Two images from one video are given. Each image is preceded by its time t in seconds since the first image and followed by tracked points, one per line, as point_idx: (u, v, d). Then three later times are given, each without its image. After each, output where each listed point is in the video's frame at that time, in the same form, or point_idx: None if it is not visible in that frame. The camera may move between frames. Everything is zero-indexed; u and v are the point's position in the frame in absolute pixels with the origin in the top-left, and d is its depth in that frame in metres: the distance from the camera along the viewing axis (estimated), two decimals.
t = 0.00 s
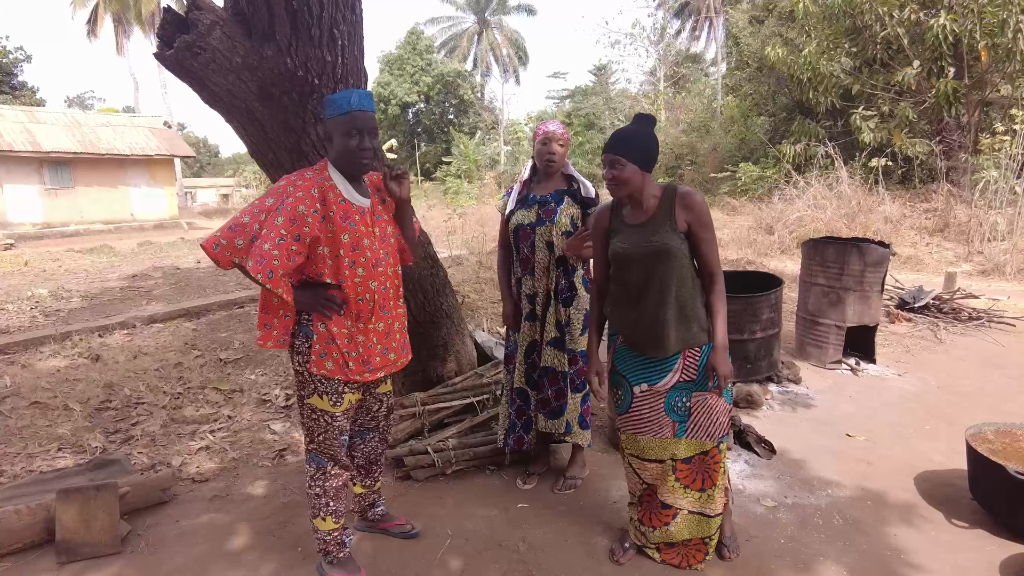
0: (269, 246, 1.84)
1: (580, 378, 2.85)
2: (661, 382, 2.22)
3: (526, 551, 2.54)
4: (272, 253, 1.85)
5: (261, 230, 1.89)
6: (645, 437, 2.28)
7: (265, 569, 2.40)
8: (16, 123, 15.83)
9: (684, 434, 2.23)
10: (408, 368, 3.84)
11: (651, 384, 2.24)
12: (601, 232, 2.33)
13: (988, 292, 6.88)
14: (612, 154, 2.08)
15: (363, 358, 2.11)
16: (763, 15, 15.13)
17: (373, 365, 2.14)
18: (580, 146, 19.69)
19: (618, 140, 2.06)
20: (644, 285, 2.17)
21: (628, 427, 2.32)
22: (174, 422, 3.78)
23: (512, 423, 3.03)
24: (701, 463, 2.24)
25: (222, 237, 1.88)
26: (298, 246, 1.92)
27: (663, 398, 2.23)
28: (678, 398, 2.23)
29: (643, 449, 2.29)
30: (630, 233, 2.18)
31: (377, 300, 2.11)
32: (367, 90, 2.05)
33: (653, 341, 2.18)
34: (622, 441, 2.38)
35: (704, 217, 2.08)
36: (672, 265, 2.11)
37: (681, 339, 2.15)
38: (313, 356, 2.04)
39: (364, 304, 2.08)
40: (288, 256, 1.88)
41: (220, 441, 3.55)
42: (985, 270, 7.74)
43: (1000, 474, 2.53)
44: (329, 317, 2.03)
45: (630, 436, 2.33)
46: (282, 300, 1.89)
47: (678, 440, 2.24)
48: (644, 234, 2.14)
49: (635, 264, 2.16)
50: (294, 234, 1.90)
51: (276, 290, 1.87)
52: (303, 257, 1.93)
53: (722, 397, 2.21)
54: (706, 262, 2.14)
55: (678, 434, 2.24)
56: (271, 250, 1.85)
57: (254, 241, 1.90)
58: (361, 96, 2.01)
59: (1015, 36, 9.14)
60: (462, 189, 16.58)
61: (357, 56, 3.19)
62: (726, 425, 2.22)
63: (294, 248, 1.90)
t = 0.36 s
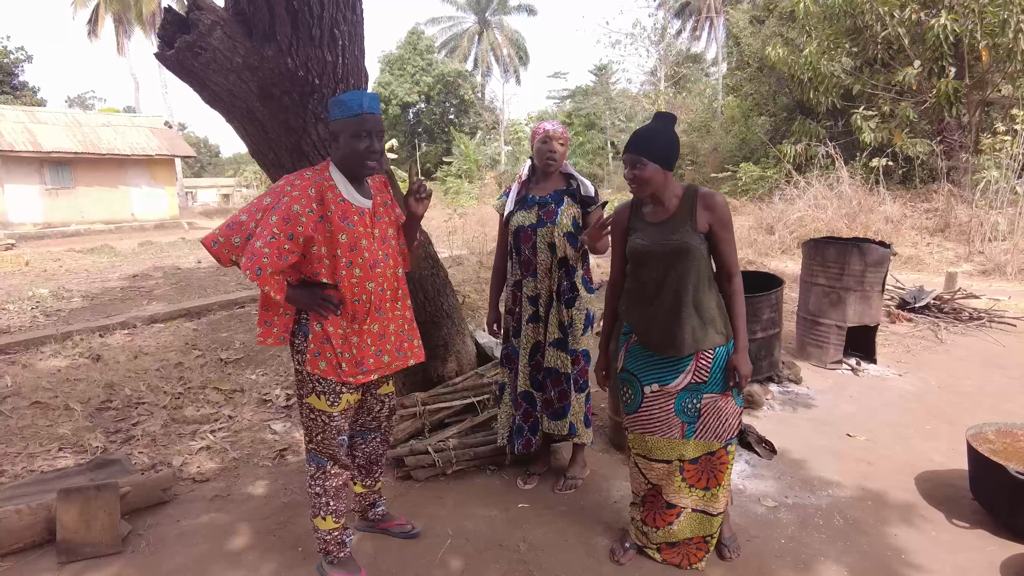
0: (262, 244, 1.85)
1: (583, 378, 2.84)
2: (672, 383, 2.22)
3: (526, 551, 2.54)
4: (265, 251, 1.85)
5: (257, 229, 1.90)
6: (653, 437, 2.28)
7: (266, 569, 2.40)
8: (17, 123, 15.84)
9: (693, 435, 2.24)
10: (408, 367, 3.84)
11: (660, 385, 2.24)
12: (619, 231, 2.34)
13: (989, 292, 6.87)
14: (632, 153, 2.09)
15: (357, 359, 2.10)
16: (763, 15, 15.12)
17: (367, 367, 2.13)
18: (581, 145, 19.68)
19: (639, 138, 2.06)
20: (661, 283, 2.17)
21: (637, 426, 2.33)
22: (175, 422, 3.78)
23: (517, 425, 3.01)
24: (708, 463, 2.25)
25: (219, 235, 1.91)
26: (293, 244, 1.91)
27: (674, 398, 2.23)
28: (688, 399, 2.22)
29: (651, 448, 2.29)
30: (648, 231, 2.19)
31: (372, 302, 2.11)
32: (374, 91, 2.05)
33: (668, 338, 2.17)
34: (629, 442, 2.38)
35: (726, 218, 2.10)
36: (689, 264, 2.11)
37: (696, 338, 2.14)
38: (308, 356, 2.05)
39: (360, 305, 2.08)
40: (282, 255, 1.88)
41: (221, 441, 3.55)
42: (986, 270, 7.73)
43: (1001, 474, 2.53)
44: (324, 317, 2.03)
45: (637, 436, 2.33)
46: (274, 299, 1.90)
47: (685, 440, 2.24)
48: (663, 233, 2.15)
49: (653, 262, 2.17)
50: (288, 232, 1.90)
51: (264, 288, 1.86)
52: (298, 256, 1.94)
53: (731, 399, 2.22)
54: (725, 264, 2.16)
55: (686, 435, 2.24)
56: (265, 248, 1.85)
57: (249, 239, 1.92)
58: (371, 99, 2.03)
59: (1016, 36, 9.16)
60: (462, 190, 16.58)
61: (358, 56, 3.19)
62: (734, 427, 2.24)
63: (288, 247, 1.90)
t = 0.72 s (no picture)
0: (268, 245, 1.85)
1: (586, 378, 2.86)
2: (685, 380, 2.21)
3: (527, 551, 2.53)
4: (271, 251, 1.85)
5: (261, 230, 1.91)
6: (663, 433, 2.28)
7: (266, 568, 2.40)
8: (18, 123, 15.85)
9: (704, 432, 2.22)
10: (408, 367, 3.84)
11: (673, 382, 2.23)
12: (638, 229, 2.36)
13: (990, 292, 6.87)
14: (659, 152, 2.12)
15: (367, 356, 2.10)
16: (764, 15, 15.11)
17: (376, 363, 2.13)
18: (581, 146, 19.66)
19: (665, 138, 2.10)
20: (679, 280, 2.19)
21: (647, 423, 2.32)
22: (176, 421, 3.79)
23: (524, 425, 2.99)
24: (717, 461, 2.24)
25: (223, 238, 1.91)
26: (298, 244, 1.91)
27: (687, 395, 2.22)
28: (700, 397, 2.21)
29: (660, 444, 2.29)
30: (669, 228, 2.21)
31: (379, 299, 2.11)
32: (371, 90, 2.06)
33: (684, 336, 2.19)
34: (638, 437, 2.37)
35: (744, 218, 2.11)
36: (709, 262, 2.14)
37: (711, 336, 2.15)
38: (316, 355, 2.05)
39: (366, 302, 2.08)
40: (288, 255, 1.88)
41: (222, 441, 3.55)
42: (987, 271, 7.73)
43: (1002, 474, 2.53)
44: (332, 316, 2.03)
45: (648, 432, 2.32)
46: (282, 299, 1.90)
47: (695, 438, 2.23)
48: (684, 230, 2.17)
49: (670, 259, 2.19)
50: (293, 232, 1.90)
51: (272, 288, 1.87)
52: (303, 256, 1.94)
53: (743, 399, 2.21)
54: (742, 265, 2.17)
55: (697, 432, 2.23)
56: (272, 249, 1.85)
57: (254, 241, 1.92)
58: (367, 97, 2.04)
59: (1016, 36, 9.17)
60: (463, 190, 16.57)
61: (358, 56, 3.19)
62: (745, 426, 2.23)
63: (293, 247, 1.90)
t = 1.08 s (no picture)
0: (271, 244, 1.85)
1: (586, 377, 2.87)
2: (703, 376, 2.22)
3: (528, 551, 2.53)
4: (274, 250, 1.85)
5: (265, 228, 1.90)
6: (677, 427, 2.28)
7: (267, 568, 2.40)
8: (18, 123, 15.86)
9: (716, 424, 2.25)
10: (408, 367, 3.84)
11: (690, 377, 2.23)
12: (652, 228, 2.36)
13: (991, 292, 6.86)
14: (681, 157, 2.11)
15: (368, 356, 2.10)
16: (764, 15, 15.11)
17: (377, 363, 2.12)
18: (582, 145, 19.66)
19: (687, 143, 2.09)
20: (692, 281, 2.20)
21: (662, 417, 2.31)
22: (176, 421, 3.79)
23: (524, 426, 2.98)
24: (727, 453, 2.28)
25: (227, 237, 1.92)
26: (301, 243, 1.92)
27: (704, 390, 2.23)
28: (716, 391, 2.23)
29: (673, 437, 2.30)
30: (684, 230, 2.22)
31: (380, 298, 2.11)
32: (376, 90, 2.07)
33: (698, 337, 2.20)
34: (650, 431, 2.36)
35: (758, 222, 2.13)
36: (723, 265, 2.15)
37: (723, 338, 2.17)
38: (317, 355, 2.05)
39: (368, 302, 2.08)
40: (291, 253, 1.89)
41: (222, 441, 3.55)
42: (988, 271, 7.73)
43: (1003, 474, 2.52)
44: (333, 317, 2.03)
45: (663, 427, 2.31)
46: (285, 297, 1.90)
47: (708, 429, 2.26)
48: (699, 234, 2.18)
49: (685, 263, 2.20)
50: (297, 231, 1.90)
51: (276, 286, 1.87)
52: (306, 255, 1.94)
53: (755, 392, 2.25)
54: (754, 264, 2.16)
55: (710, 424, 2.26)
56: (275, 247, 1.86)
57: (257, 240, 1.92)
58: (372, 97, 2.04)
59: (1017, 36, 9.18)
60: (463, 190, 16.56)
61: (359, 56, 3.19)
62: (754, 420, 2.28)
63: (297, 245, 1.91)
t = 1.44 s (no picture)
0: (274, 241, 1.85)
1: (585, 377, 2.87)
2: (710, 375, 2.22)
3: (528, 551, 2.53)
4: (277, 247, 1.85)
5: (268, 226, 1.91)
6: (684, 427, 2.28)
7: (267, 568, 2.40)
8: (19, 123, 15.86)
9: (724, 424, 2.25)
10: (409, 367, 3.85)
11: (698, 376, 2.23)
12: (663, 228, 2.36)
13: (992, 292, 6.86)
14: (687, 161, 2.12)
15: (368, 356, 2.10)
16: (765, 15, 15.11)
17: (377, 363, 2.12)
18: (582, 145, 19.64)
19: (695, 146, 2.09)
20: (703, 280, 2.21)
21: (669, 416, 2.31)
22: (177, 421, 3.79)
23: (519, 425, 2.96)
24: (733, 453, 2.28)
25: (230, 234, 1.91)
26: (303, 241, 1.92)
27: (711, 389, 2.22)
28: (724, 391, 2.22)
29: (680, 436, 2.30)
30: (695, 229, 2.22)
31: (381, 298, 2.11)
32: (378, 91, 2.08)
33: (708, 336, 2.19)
34: (656, 430, 2.36)
35: (769, 220, 2.14)
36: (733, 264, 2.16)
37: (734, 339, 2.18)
38: (317, 355, 2.05)
39: (369, 301, 2.08)
40: (294, 251, 1.89)
41: (223, 441, 3.55)
42: (989, 271, 7.72)
43: (1003, 474, 2.52)
44: (334, 316, 2.03)
45: (670, 426, 2.31)
46: (287, 294, 1.91)
47: (714, 429, 2.25)
48: (710, 232, 2.18)
49: (695, 262, 2.20)
50: (300, 229, 1.91)
51: (278, 284, 1.87)
52: (308, 253, 1.94)
53: (764, 394, 2.24)
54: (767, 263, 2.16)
55: (717, 424, 2.25)
56: (279, 245, 1.86)
57: (260, 238, 1.92)
58: (375, 97, 2.05)
59: (1018, 36, 9.19)
60: (464, 190, 16.56)
61: (359, 56, 3.19)
62: (763, 421, 2.26)
63: (299, 243, 1.91)
